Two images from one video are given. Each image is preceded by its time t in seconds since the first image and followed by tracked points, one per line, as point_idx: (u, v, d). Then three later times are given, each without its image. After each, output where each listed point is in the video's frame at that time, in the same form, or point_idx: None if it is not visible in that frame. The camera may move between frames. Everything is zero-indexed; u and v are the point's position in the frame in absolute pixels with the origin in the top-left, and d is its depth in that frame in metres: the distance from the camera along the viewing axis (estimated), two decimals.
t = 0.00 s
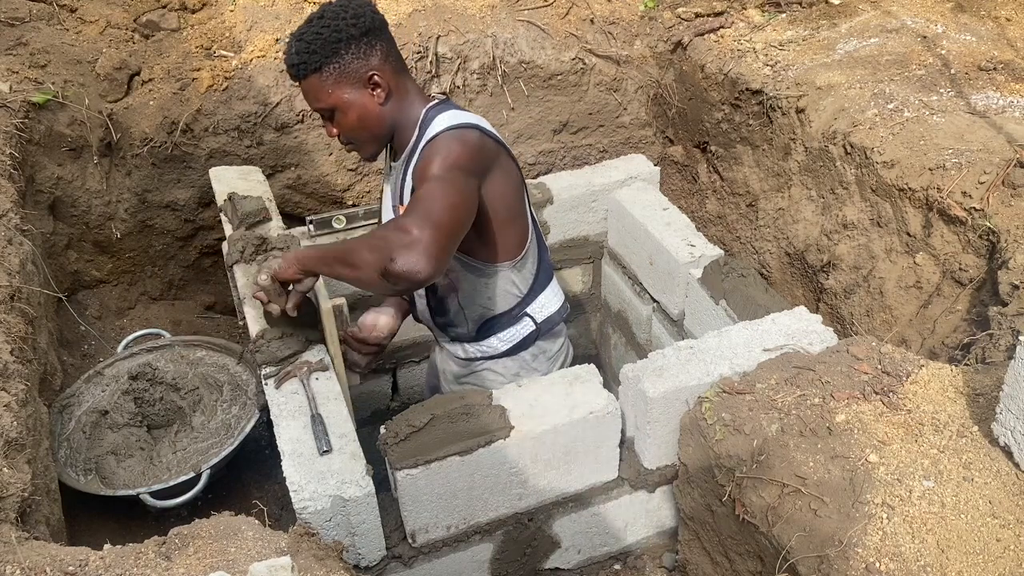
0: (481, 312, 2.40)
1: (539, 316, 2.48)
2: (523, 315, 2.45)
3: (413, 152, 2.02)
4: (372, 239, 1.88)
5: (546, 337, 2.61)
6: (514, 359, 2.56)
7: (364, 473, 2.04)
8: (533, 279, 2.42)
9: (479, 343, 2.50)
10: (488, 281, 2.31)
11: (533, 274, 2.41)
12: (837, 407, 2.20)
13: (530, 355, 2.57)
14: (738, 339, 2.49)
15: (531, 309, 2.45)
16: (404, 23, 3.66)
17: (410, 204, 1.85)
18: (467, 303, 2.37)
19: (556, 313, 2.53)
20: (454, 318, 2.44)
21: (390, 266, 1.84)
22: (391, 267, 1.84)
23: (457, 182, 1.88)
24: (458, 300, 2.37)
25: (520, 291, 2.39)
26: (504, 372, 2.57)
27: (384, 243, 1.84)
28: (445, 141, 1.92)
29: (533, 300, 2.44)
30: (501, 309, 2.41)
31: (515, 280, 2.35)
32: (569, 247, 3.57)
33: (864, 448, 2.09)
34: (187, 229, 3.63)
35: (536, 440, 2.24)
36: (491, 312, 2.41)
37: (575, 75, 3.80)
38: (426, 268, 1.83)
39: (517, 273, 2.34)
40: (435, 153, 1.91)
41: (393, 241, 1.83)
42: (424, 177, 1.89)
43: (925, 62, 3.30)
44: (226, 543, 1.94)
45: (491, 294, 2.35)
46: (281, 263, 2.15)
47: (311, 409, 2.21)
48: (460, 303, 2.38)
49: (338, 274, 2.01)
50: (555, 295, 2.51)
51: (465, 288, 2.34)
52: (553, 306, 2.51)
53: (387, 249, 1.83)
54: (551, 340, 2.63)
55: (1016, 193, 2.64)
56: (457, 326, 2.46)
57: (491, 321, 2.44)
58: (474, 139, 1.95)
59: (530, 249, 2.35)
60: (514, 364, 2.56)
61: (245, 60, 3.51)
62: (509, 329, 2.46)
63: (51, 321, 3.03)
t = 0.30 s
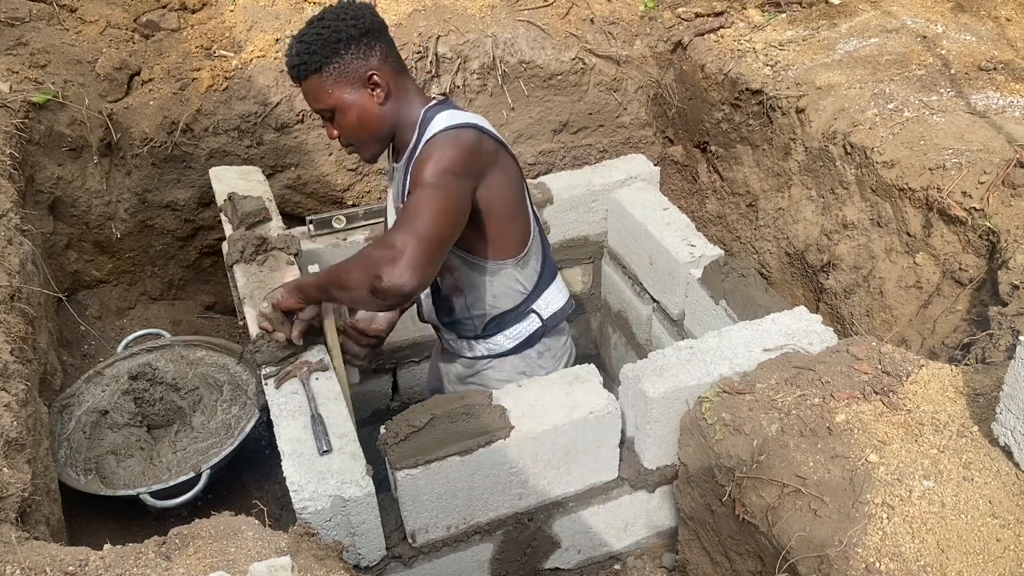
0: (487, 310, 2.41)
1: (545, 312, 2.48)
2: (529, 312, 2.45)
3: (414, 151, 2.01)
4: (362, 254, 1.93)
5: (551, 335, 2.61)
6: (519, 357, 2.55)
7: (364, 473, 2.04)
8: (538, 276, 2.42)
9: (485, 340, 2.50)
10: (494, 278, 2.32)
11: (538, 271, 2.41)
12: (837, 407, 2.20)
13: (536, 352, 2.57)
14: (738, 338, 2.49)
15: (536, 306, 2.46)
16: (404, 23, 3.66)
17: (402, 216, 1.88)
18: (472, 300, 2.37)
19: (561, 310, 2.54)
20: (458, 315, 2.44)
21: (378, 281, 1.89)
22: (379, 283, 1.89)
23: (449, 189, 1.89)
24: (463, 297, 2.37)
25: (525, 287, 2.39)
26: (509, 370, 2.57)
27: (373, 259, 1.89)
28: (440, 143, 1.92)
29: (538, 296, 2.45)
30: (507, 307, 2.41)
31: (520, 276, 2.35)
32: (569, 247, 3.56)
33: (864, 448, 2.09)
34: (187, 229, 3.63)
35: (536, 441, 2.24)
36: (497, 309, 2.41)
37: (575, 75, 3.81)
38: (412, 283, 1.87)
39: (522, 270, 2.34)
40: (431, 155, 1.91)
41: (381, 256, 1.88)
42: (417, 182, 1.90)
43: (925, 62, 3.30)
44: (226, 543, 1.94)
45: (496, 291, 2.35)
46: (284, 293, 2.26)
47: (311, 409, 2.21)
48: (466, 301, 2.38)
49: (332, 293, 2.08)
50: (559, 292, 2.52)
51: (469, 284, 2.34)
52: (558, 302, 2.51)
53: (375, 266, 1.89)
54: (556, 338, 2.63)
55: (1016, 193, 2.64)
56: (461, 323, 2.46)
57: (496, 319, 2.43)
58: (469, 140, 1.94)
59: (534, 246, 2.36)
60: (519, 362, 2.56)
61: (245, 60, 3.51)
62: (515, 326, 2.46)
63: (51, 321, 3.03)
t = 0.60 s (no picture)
0: (483, 309, 2.41)
1: (541, 312, 2.48)
2: (525, 312, 2.45)
3: (412, 148, 2.01)
4: (366, 231, 1.86)
5: (548, 334, 2.61)
6: (515, 356, 2.56)
7: (364, 473, 2.04)
8: (535, 275, 2.42)
9: (482, 339, 2.50)
10: (489, 277, 2.32)
11: (535, 269, 2.41)
12: (838, 407, 2.20)
13: (532, 352, 2.57)
14: (738, 338, 2.49)
15: (533, 305, 2.46)
16: (404, 23, 3.66)
17: (409, 197, 1.84)
18: (469, 299, 2.38)
19: (559, 309, 2.53)
20: (455, 313, 2.44)
21: (385, 258, 1.82)
22: (386, 259, 1.82)
23: (454, 176, 1.88)
24: (460, 295, 2.37)
25: (522, 287, 2.39)
26: (506, 370, 2.57)
27: (380, 236, 1.83)
28: (442, 136, 1.92)
29: (535, 295, 2.45)
30: (503, 306, 2.41)
31: (516, 276, 2.35)
32: (569, 247, 3.56)
33: (864, 448, 2.09)
34: (187, 229, 3.63)
35: (536, 441, 2.24)
36: (493, 308, 2.41)
37: (575, 75, 3.81)
38: (422, 260, 1.81)
39: (518, 268, 2.34)
40: (432, 148, 1.91)
41: (389, 232, 1.82)
42: (420, 172, 1.89)
43: (925, 62, 3.30)
44: (226, 543, 1.94)
45: (492, 289, 2.35)
46: (275, 254, 2.17)
47: (311, 409, 2.21)
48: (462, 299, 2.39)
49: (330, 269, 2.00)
50: (557, 291, 2.52)
51: (466, 283, 2.35)
52: (555, 302, 2.51)
53: (382, 241, 1.82)
54: (553, 338, 2.63)
55: (1016, 193, 2.64)
56: (458, 321, 2.47)
57: (493, 318, 2.44)
58: (471, 133, 1.95)
59: (531, 245, 2.36)
60: (516, 362, 2.56)
61: (245, 60, 3.51)
62: (512, 324, 2.46)
63: (51, 321, 3.03)
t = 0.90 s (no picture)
0: (479, 309, 2.41)
1: (537, 312, 2.48)
2: (520, 312, 2.45)
3: (410, 146, 2.01)
4: (407, 229, 1.81)
5: (544, 335, 2.62)
6: (512, 357, 2.56)
7: (364, 473, 2.04)
8: (530, 276, 2.43)
9: (478, 340, 2.50)
10: (484, 277, 2.32)
11: (530, 270, 2.41)
12: (837, 407, 2.20)
13: (528, 352, 2.58)
14: (738, 338, 2.49)
15: (529, 306, 2.46)
16: (404, 23, 3.66)
17: (440, 198, 1.81)
18: (464, 299, 2.37)
19: (554, 310, 2.54)
20: (451, 315, 2.45)
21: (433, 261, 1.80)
22: (436, 259, 1.80)
23: (472, 174, 1.86)
24: (456, 297, 2.37)
25: (517, 287, 2.39)
26: (502, 370, 2.57)
27: (425, 235, 1.78)
28: (448, 137, 1.91)
29: (531, 296, 2.45)
30: (498, 306, 2.41)
31: (511, 275, 2.35)
32: (569, 247, 3.56)
33: (864, 448, 2.09)
34: (187, 229, 3.63)
35: (536, 441, 2.24)
36: (489, 308, 2.41)
37: (575, 75, 3.81)
38: (471, 260, 1.81)
39: (513, 268, 2.34)
40: (441, 150, 1.89)
41: (433, 232, 1.78)
42: (436, 174, 1.86)
43: (925, 62, 3.30)
44: (226, 543, 1.94)
45: (487, 290, 2.35)
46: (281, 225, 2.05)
47: (311, 409, 2.21)
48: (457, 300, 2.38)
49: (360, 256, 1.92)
50: (552, 292, 2.52)
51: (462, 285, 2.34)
52: (551, 303, 2.52)
53: (429, 245, 1.79)
54: (549, 339, 2.64)
55: (1016, 193, 2.64)
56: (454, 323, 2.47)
57: (488, 318, 2.44)
58: (474, 132, 1.95)
59: (527, 246, 2.36)
60: (512, 362, 2.56)
61: (245, 60, 3.51)
62: (508, 325, 2.47)
63: (51, 321, 3.03)
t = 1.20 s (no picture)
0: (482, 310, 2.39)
1: (540, 311, 2.48)
2: (524, 312, 2.45)
3: (409, 151, 2.01)
4: (436, 292, 1.85)
5: (546, 334, 2.62)
6: (515, 357, 2.57)
7: (364, 473, 2.04)
8: (533, 276, 2.42)
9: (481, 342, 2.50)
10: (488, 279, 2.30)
11: (533, 270, 2.40)
12: (838, 407, 2.20)
13: (531, 352, 2.59)
14: (738, 338, 2.49)
15: (532, 305, 2.45)
16: (404, 23, 3.66)
17: (460, 244, 1.82)
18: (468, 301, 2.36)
19: (556, 309, 2.54)
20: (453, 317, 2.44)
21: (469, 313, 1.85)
22: (474, 309, 1.84)
23: (481, 202, 1.86)
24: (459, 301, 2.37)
25: (520, 287, 2.38)
26: (506, 370, 2.59)
27: (456, 292, 1.82)
28: (450, 159, 1.89)
29: (534, 296, 2.44)
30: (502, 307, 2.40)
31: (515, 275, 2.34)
32: (569, 247, 3.56)
33: (864, 448, 2.09)
34: (187, 229, 3.63)
35: (536, 441, 2.24)
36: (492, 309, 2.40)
37: (575, 75, 3.81)
38: (503, 296, 1.85)
39: (517, 268, 2.33)
40: (445, 178, 1.87)
41: (462, 288, 1.81)
42: (446, 208, 1.85)
43: (925, 62, 3.30)
44: (226, 543, 1.94)
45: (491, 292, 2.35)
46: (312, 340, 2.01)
47: (311, 409, 2.21)
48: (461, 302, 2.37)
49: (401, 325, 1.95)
50: (554, 291, 2.51)
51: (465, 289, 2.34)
52: (553, 301, 2.51)
53: (462, 300, 1.83)
54: (552, 337, 2.64)
55: (1016, 193, 2.64)
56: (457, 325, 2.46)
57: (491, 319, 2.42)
58: (472, 146, 1.92)
59: (529, 245, 2.35)
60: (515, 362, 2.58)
61: (245, 60, 3.51)
62: (511, 326, 2.46)
63: (51, 321, 3.03)
